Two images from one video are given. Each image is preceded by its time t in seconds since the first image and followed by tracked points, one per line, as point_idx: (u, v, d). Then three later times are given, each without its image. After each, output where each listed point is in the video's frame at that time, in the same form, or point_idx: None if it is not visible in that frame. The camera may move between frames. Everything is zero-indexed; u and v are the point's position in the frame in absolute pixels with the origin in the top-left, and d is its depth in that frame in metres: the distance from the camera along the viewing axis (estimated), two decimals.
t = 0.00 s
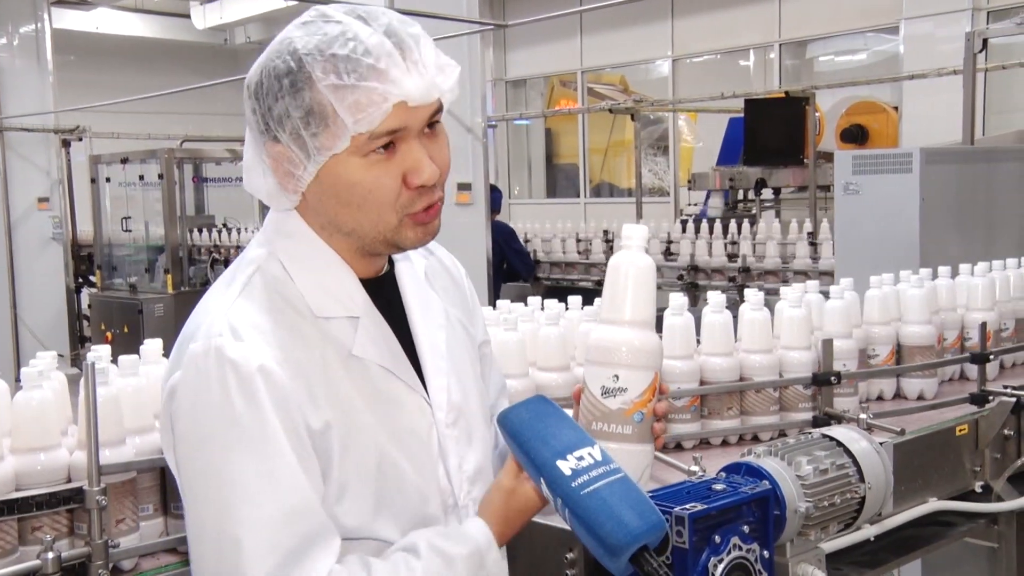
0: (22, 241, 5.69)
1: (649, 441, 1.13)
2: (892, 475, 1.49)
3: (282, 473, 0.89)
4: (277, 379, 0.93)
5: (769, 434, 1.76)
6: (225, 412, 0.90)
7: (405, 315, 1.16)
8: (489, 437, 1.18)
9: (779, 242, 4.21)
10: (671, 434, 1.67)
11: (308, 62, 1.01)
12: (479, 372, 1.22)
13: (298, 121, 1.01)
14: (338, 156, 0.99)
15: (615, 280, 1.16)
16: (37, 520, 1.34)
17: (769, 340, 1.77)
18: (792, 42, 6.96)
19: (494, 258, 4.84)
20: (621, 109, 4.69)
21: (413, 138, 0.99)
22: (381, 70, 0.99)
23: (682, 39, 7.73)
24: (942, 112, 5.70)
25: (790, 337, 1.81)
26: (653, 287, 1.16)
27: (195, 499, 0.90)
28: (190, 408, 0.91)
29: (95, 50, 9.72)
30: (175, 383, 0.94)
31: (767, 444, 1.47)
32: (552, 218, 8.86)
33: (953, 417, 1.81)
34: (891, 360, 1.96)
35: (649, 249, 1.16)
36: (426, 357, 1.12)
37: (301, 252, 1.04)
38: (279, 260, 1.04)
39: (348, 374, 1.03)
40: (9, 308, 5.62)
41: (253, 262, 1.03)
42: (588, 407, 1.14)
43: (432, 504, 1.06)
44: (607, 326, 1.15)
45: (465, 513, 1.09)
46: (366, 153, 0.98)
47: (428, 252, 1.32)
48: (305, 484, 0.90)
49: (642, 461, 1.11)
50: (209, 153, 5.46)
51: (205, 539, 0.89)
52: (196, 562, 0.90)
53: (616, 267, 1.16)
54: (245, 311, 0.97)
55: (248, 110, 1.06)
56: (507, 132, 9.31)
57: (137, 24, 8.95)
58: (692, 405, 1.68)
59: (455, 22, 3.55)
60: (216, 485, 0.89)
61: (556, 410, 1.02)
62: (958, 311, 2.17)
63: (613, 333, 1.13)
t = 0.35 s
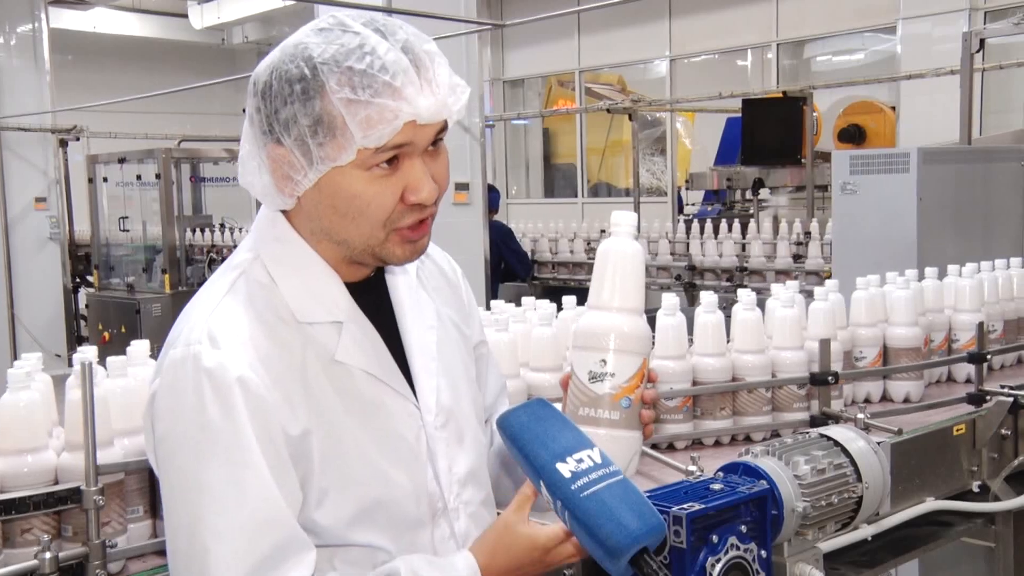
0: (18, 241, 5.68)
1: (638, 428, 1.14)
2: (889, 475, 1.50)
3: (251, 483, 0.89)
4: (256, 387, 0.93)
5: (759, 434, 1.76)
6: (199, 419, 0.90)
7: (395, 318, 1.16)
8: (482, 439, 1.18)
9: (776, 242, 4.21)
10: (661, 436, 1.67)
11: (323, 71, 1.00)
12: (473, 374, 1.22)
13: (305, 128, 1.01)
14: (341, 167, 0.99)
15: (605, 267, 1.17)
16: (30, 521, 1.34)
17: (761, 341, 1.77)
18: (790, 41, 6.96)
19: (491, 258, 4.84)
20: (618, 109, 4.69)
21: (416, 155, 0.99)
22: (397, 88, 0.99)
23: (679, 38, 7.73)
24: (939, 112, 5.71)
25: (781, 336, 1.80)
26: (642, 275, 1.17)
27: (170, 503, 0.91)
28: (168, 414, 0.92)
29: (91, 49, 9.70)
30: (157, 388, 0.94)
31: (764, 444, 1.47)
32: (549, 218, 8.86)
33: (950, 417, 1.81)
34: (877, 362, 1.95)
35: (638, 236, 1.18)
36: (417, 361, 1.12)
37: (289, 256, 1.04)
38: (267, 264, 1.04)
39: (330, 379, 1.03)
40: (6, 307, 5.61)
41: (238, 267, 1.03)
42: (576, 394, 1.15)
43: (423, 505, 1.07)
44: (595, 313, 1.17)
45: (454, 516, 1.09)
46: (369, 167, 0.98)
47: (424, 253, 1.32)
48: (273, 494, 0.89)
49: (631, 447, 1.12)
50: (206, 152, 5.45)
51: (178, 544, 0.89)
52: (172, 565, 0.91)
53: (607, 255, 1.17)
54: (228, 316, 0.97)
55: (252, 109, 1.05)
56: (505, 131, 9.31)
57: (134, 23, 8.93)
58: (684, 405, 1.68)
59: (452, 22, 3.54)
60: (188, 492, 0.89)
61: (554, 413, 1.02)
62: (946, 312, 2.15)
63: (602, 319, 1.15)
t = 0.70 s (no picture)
0: (17, 240, 5.68)
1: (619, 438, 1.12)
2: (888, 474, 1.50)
3: (259, 481, 0.89)
4: (250, 387, 0.93)
5: (746, 435, 1.75)
6: (198, 420, 0.90)
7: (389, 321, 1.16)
8: (476, 439, 1.18)
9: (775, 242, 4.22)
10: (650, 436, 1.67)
11: (334, 77, 1.00)
12: (468, 375, 1.22)
13: (313, 133, 1.00)
14: (349, 173, 0.99)
15: (602, 271, 1.16)
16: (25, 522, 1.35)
17: (749, 341, 1.77)
18: (788, 41, 6.96)
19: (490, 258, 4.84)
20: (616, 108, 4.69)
21: (423, 163, 0.99)
22: (406, 97, 0.99)
23: (678, 38, 7.73)
24: (937, 112, 5.71)
25: (770, 337, 1.80)
26: (639, 284, 1.16)
27: (173, 506, 0.91)
28: (166, 417, 0.92)
29: (90, 49, 9.70)
30: (152, 392, 0.94)
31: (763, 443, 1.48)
32: (548, 217, 8.86)
33: (949, 416, 1.81)
34: (864, 364, 1.91)
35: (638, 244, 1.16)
36: (409, 361, 1.12)
37: (280, 258, 1.03)
38: (259, 266, 1.03)
39: (324, 380, 1.03)
40: (5, 307, 5.60)
41: (232, 268, 1.03)
42: (561, 396, 1.14)
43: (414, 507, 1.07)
44: (588, 318, 1.16)
45: (446, 517, 1.08)
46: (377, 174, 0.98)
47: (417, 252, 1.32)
48: (284, 493, 0.90)
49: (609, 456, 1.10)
50: (205, 152, 5.44)
51: (184, 546, 0.90)
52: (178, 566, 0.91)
53: (605, 261, 1.16)
54: (221, 317, 0.97)
55: (256, 110, 1.04)
56: (503, 131, 9.31)
57: (132, 23, 8.93)
58: (672, 406, 1.68)
59: (450, 21, 3.54)
60: (191, 493, 0.89)
61: (553, 409, 1.02)
62: (933, 314, 2.14)
63: (594, 324, 1.14)
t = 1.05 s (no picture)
0: (16, 239, 5.67)
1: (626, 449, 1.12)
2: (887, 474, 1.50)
3: (265, 480, 0.89)
4: (253, 386, 0.92)
5: (732, 436, 1.76)
6: (202, 420, 0.89)
7: (385, 320, 1.17)
8: (473, 437, 1.18)
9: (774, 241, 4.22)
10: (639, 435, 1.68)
11: (364, 71, 1.02)
12: (464, 372, 1.22)
13: (340, 126, 1.01)
14: (371, 167, 0.99)
15: (618, 283, 1.16)
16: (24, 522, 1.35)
17: (735, 342, 1.76)
18: (788, 41, 6.96)
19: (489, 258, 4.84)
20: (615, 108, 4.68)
21: (442, 160, 1.01)
22: (435, 92, 1.02)
23: (678, 37, 7.73)
24: (936, 112, 5.71)
25: (754, 337, 1.79)
26: (655, 299, 1.15)
27: (176, 510, 0.90)
28: (168, 418, 0.91)
29: (89, 48, 9.70)
30: (152, 394, 0.93)
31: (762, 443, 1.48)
32: (548, 217, 8.86)
33: (949, 416, 1.81)
34: (852, 366, 1.88)
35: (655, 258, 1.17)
36: (406, 360, 1.12)
37: (280, 256, 1.03)
38: (258, 266, 1.03)
39: (323, 379, 1.03)
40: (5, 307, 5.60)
41: (228, 268, 1.03)
42: (569, 403, 1.14)
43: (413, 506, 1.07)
44: (600, 328, 1.15)
45: (445, 515, 1.09)
46: (399, 170, 0.99)
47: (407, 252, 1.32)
48: (291, 491, 0.90)
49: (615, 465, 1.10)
50: (204, 151, 5.44)
51: (189, 548, 0.89)
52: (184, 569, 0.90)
53: (622, 273, 1.16)
54: (222, 316, 0.97)
55: (272, 104, 1.04)
56: (503, 131, 9.30)
57: (131, 22, 8.92)
58: (658, 407, 1.69)
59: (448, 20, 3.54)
60: (195, 495, 0.89)
61: (554, 407, 1.02)
62: (923, 314, 2.13)
63: (607, 335, 1.13)
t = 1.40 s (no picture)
0: (16, 239, 5.68)
1: (625, 436, 1.11)
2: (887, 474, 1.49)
3: (279, 476, 0.89)
4: (260, 384, 0.92)
5: (719, 437, 1.74)
6: (212, 419, 0.89)
7: (381, 318, 1.17)
8: (469, 437, 1.18)
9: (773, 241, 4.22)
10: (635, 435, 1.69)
11: (361, 67, 1.02)
12: (458, 371, 1.23)
13: (340, 122, 1.01)
14: (371, 163, 0.99)
15: (611, 273, 1.16)
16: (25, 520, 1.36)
17: (721, 343, 1.75)
18: (788, 40, 6.96)
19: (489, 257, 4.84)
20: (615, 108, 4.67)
21: (440, 155, 1.02)
22: (431, 86, 1.02)
23: (678, 37, 7.73)
24: (936, 111, 5.71)
25: (740, 337, 1.78)
26: (648, 288, 1.15)
27: (189, 511, 0.89)
28: (176, 420, 0.90)
29: (89, 48, 9.70)
30: (158, 396, 0.92)
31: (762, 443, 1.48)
32: (547, 216, 8.87)
33: (948, 416, 1.81)
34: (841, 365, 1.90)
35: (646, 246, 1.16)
36: (403, 358, 1.12)
37: (279, 256, 1.03)
38: (256, 266, 1.03)
39: (327, 378, 1.02)
40: (5, 307, 5.60)
41: (227, 268, 1.02)
42: (568, 393, 1.14)
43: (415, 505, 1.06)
44: (596, 318, 1.15)
45: (447, 511, 1.09)
46: (399, 165, 0.99)
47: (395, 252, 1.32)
48: (305, 486, 0.90)
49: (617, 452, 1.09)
50: (204, 150, 5.44)
51: (203, 550, 0.88)
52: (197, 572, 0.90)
53: (613, 264, 1.16)
54: (225, 316, 0.97)
55: (269, 103, 1.03)
56: (503, 131, 9.29)
57: (131, 22, 8.92)
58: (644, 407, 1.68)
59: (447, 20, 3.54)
60: (208, 496, 0.88)
61: (552, 406, 1.02)
62: (911, 317, 2.12)
63: (603, 325, 1.13)
